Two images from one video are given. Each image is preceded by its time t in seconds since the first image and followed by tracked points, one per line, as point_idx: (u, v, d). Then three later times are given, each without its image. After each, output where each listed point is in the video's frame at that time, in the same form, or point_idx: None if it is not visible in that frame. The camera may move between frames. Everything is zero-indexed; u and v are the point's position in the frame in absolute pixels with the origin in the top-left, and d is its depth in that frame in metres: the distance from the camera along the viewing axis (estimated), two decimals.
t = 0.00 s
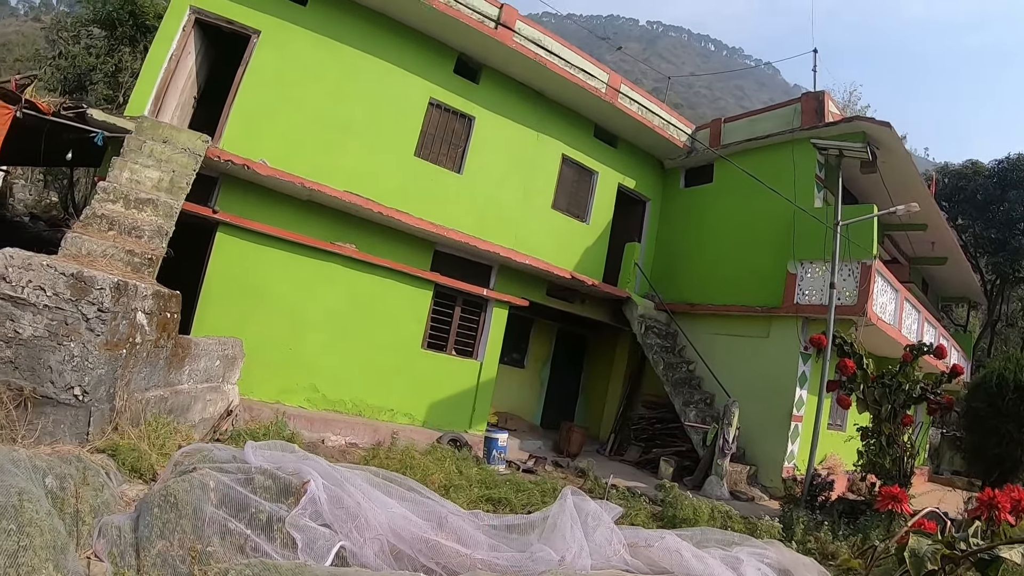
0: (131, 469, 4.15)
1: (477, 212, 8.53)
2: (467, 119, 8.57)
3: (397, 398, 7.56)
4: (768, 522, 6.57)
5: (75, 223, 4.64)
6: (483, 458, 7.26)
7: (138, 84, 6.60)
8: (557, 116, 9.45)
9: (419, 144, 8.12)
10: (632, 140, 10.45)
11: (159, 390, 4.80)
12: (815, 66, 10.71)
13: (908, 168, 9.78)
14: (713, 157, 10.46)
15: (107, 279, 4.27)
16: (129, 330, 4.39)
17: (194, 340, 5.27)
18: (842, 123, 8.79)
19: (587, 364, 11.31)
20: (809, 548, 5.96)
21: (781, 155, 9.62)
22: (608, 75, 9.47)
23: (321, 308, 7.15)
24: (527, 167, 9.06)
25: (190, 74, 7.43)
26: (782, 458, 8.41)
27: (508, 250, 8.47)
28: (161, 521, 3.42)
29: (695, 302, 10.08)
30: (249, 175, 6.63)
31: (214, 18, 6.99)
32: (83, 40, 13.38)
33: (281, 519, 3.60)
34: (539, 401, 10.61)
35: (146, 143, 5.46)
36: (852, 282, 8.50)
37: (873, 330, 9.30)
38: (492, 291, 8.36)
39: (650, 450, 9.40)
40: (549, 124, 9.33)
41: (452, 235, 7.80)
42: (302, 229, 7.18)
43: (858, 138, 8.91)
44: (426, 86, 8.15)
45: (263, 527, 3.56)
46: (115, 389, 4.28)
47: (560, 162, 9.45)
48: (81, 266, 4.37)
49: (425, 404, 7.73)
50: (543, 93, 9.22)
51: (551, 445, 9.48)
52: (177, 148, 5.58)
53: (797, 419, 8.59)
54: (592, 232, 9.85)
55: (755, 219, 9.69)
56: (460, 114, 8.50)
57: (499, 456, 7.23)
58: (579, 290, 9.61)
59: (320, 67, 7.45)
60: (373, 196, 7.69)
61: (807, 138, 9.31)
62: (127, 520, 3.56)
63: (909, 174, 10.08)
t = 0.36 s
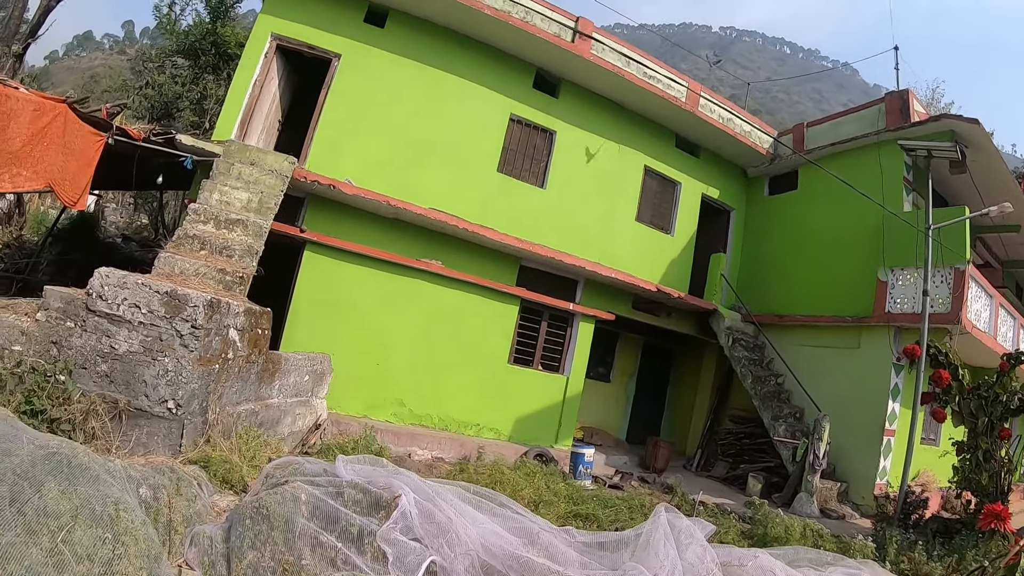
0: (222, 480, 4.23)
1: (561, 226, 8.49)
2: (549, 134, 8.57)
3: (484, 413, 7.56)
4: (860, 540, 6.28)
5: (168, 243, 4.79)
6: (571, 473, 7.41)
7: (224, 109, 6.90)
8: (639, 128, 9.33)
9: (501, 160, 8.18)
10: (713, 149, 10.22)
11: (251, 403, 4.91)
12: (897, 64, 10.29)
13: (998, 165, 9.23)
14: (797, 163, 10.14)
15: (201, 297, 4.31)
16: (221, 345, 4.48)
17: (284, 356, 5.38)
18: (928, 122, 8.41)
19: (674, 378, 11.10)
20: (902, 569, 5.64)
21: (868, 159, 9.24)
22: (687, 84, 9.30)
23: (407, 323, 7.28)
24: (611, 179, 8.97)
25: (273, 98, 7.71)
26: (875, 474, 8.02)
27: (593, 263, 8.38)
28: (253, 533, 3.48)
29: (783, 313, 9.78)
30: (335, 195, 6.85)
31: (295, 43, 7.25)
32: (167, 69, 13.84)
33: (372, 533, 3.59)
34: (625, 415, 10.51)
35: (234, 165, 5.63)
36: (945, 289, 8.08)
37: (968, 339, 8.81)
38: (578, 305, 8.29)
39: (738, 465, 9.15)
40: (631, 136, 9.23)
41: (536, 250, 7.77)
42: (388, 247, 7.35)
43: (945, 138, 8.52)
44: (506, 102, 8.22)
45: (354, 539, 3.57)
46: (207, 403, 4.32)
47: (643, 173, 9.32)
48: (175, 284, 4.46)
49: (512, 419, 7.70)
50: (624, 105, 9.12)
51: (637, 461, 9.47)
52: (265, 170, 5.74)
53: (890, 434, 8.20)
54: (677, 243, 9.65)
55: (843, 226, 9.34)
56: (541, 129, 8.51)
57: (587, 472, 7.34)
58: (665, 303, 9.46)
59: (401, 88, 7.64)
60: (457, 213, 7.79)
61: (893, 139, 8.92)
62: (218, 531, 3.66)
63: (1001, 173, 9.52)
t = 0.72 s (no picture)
0: (315, 497, 4.24)
1: (648, 240, 8.35)
2: (632, 148, 8.47)
3: (575, 431, 7.46)
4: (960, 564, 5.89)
5: (261, 266, 4.86)
6: (661, 491, 7.52)
7: (311, 136, 7.17)
8: (724, 138, 9.11)
9: (586, 176, 8.12)
10: (802, 157, 9.90)
11: (343, 421, 4.92)
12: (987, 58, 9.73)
13: None
14: (888, 167, 9.67)
15: (294, 318, 4.33)
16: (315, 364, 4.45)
17: (375, 374, 5.39)
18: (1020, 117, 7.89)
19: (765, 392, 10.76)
20: None
21: (961, 159, 8.74)
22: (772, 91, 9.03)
23: (496, 341, 7.26)
24: (697, 192, 8.78)
25: (359, 123, 7.90)
26: (974, 493, 7.51)
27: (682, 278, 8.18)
28: (346, 549, 3.46)
29: (878, 325, 9.32)
30: (422, 215, 6.94)
31: (377, 68, 7.47)
32: (253, 98, 14.41)
33: (465, 552, 3.52)
34: (715, 433, 10.25)
35: (323, 189, 5.65)
36: None
37: None
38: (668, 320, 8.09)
39: (831, 485, 8.78)
40: (717, 147, 9.02)
41: (624, 265, 7.64)
42: (477, 265, 7.36)
43: None
44: (589, 118, 8.18)
45: (446, 558, 3.51)
46: (300, 420, 4.34)
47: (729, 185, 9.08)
48: (268, 305, 4.50)
49: (602, 437, 7.57)
50: (708, 115, 8.93)
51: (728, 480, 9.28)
52: (353, 193, 5.73)
53: (991, 450, 7.67)
54: (767, 255, 9.35)
55: (939, 231, 8.84)
56: (625, 143, 8.42)
57: (677, 489, 7.45)
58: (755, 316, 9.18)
59: (483, 109, 7.75)
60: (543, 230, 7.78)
61: (985, 137, 8.41)
62: (310, 546, 3.63)
63: None
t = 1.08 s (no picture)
0: (402, 516, 4.27)
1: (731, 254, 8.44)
2: (712, 161, 8.59)
3: (658, 451, 7.74)
4: None
5: (349, 288, 4.97)
6: (747, 513, 7.38)
7: (390, 160, 7.57)
8: (804, 147, 9.12)
9: (668, 192, 8.29)
10: (883, 162, 9.73)
11: (429, 442, 4.93)
12: None
13: None
14: (973, 170, 9.29)
15: (383, 339, 4.35)
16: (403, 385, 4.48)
17: (461, 395, 5.40)
18: None
19: (853, 406, 10.60)
20: None
21: None
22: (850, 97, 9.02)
23: (581, 362, 7.56)
24: (778, 204, 8.83)
25: (438, 146, 8.22)
26: None
27: (768, 293, 8.27)
28: (437, 571, 3.46)
29: (970, 337, 8.91)
30: (506, 236, 7.24)
31: (454, 90, 7.84)
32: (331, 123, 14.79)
33: None
34: (802, 452, 10.20)
35: (407, 212, 5.84)
36: None
37: None
38: (754, 337, 8.28)
39: (922, 505, 8.56)
40: (797, 157, 9.04)
41: (709, 281, 7.77)
42: (563, 284, 7.64)
43: None
44: (670, 133, 8.35)
45: None
46: (388, 441, 4.36)
47: (812, 195, 9.08)
48: (357, 327, 4.54)
49: (685, 457, 7.84)
50: (786, 124, 8.97)
51: (816, 501, 9.29)
52: (436, 215, 5.90)
53: None
54: (851, 267, 9.33)
55: None
56: (704, 156, 8.56)
57: (764, 511, 7.28)
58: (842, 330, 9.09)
59: (566, 129, 8.01)
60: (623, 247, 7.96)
61: None
62: (400, 568, 3.61)
63: None
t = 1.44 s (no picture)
0: (495, 536, 4.25)
1: (820, 260, 8.65)
2: (798, 167, 8.85)
3: (745, 466, 8.23)
4: None
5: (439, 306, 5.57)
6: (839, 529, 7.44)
7: (473, 180, 8.22)
8: (891, 148, 9.19)
9: (754, 201, 8.60)
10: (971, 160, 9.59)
11: (521, 460, 4.92)
12: None
13: None
14: None
15: (475, 358, 4.36)
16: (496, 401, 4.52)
17: (551, 411, 5.39)
18: None
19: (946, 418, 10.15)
20: None
21: None
22: (937, 91, 8.97)
23: (671, 377, 8.11)
24: (867, 209, 8.96)
25: (518, 162, 8.81)
26: None
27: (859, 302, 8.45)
28: None
29: None
30: (593, 250, 7.84)
31: (533, 105, 8.42)
32: (409, 143, 15.11)
33: None
34: (895, 467, 9.86)
35: (492, 228, 6.35)
36: None
37: None
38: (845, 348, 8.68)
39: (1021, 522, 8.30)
40: (884, 159, 9.14)
41: (799, 291, 8.11)
42: (654, 296, 8.18)
43: None
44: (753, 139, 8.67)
45: None
46: (481, 460, 4.38)
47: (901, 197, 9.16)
48: (449, 346, 4.58)
49: (774, 473, 8.31)
50: (870, 125, 9.08)
51: (909, 518, 9.01)
52: (522, 231, 6.38)
53: None
54: (943, 273, 9.29)
55: None
56: (790, 162, 8.82)
57: (857, 530, 7.33)
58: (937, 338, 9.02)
59: (651, 142, 8.44)
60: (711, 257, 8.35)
61: None
62: None
63: None
